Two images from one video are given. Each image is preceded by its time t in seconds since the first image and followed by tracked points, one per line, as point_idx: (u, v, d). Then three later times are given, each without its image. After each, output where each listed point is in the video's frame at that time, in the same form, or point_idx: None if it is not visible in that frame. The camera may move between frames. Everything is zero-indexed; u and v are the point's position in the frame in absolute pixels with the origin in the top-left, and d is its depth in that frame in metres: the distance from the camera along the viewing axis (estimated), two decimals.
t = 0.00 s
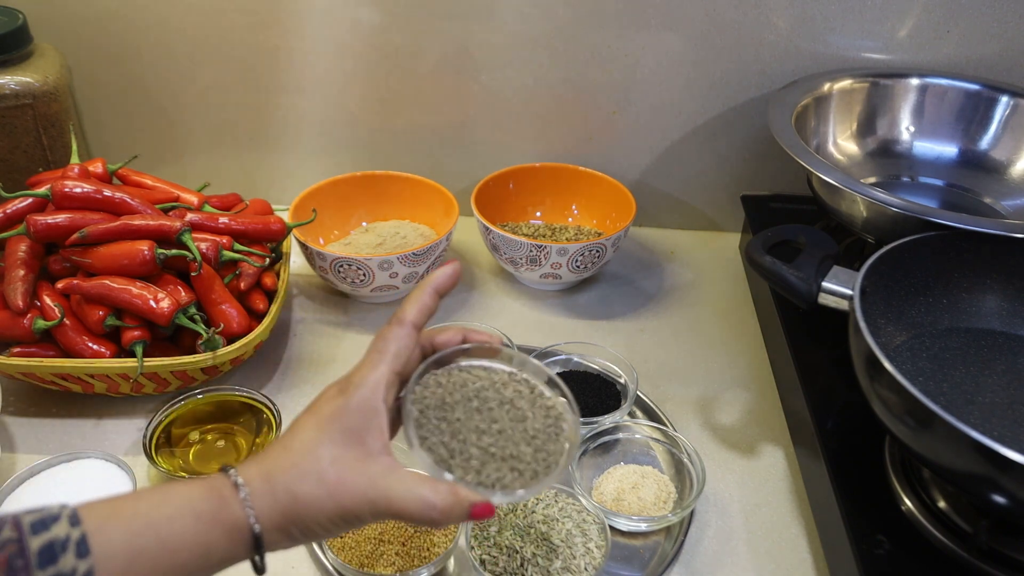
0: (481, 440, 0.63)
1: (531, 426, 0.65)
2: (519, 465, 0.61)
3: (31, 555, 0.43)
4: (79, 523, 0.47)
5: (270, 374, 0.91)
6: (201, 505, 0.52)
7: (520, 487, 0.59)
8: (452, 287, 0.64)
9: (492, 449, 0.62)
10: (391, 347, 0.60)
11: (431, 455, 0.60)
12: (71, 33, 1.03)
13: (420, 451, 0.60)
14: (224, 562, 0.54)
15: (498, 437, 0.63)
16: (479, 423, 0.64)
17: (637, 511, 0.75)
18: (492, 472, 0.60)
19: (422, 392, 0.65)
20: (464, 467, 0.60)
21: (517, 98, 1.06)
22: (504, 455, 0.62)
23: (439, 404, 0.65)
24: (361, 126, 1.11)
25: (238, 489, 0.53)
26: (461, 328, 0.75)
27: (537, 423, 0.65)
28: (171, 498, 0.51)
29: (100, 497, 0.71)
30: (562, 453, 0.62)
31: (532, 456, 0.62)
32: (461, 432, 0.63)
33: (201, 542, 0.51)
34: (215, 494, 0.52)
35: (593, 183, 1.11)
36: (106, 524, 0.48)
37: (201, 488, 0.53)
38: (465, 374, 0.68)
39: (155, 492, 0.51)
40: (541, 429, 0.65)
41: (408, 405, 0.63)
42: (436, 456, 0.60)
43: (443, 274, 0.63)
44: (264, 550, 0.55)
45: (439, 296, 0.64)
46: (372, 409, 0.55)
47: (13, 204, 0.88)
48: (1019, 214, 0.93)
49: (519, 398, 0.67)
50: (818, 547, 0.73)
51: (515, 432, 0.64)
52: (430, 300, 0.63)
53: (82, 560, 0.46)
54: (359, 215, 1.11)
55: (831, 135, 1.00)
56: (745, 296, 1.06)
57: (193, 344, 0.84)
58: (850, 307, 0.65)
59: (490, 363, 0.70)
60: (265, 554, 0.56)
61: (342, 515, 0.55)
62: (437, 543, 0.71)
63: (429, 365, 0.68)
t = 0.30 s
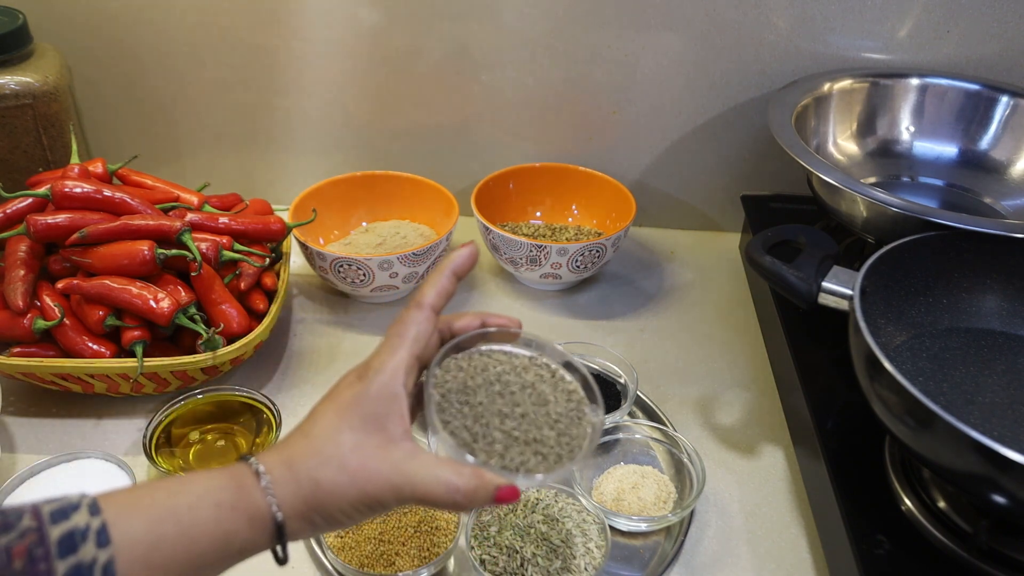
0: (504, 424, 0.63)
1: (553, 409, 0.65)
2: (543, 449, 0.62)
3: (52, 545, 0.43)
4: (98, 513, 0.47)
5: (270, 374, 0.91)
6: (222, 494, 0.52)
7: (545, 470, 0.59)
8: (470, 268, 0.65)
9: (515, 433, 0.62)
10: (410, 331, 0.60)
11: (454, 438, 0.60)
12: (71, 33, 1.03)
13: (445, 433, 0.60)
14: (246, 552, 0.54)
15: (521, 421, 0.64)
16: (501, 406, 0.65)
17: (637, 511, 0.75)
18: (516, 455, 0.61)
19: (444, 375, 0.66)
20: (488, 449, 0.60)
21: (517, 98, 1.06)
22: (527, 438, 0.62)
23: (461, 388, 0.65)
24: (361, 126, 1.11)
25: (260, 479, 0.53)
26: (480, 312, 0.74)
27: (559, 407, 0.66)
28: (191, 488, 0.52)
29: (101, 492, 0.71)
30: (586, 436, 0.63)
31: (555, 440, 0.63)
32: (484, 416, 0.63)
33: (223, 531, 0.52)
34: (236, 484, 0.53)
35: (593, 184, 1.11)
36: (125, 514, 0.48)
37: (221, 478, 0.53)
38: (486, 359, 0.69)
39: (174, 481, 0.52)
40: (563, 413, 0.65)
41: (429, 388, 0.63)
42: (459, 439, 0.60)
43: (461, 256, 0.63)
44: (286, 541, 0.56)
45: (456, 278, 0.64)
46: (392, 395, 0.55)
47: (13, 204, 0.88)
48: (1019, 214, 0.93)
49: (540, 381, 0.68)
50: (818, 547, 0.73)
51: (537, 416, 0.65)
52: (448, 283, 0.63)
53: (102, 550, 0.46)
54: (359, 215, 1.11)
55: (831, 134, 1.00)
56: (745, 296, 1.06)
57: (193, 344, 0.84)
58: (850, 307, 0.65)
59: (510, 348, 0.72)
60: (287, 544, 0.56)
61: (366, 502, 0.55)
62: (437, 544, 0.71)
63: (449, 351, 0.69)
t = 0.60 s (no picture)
0: (514, 424, 0.63)
1: (563, 407, 0.66)
2: (554, 446, 0.62)
3: (64, 542, 0.43)
4: (110, 510, 0.47)
5: (270, 374, 0.91)
6: (233, 492, 0.53)
7: (557, 467, 0.59)
8: (481, 269, 0.65)
9: (525, 433, 0.63)
10: (421, 328, 0.59)
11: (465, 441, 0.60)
12: (71, 33, 1.03)
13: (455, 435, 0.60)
14: (257, 549, 0.54)
15: (530, 420, 0.64)
16: (510, 407, 0.65)
17: (637, 511, 0.75)
18: (527, 453, 0.61)
19: (451, 382, 0.66)
20: (499, 450, 0.60)
21: (517, 98, 1.06)
22: (538, 437, 0.62)
23: (469, 392, 0.65)
24: (361, 126, 1.11)
25: (271, 475, 0.54)
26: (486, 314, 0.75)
27: (568, 405, 0.66)
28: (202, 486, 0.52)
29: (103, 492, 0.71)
30: (597, 432, 0.63)
31: (566, 437, 0.63)
32: (493, 417, 0.64)
33: (234, 528, 0.52)
34: (248, 481, 0.53)
35: (593, 183, 1.11)
36: (137, 511, 0.48)
37: (233, 474, 0.53)
38: (493, 363, 0.70)
39: (184, 480, 0.52)
40: (572, 411, 0.66)
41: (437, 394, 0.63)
42: (469, 442, 0.60)
43: (473, 255, 0.63)
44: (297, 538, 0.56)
45: (467, 277, 0.64)
46: (404, 391, 0.55)
47: (13, 204, 0.88)
48: (1019, 214, 0.93)
49: (548, 382, 0.68)
50: (818, 547, 0.73)
51: (547, 415, 0.65)
52: (459, 282, 0.63)
53: (114, 548, 0.46)
54: (359, 215, 1.11)
55: (831, 135, 1.00)
56: (745, 296, 1.06)
57: (193, 344, 0.84)
58: (850, 307, 0.65)
59: (516, 351, 0.72)
60: (299, 542, 0.57)
61: (377, 498, 0.55)
62: (437, 544, 0.71)
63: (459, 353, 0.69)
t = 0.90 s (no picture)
0: (507, 416, 0.64)
1: (555, 400, 0.66)
2: (546, 438, 0.62)
3: (60, 540, 0.43)
4: (107, 509, 0.47)
5: (271, 374, 0.91)
6: (229, 489, 0.52)
7: (549, 459, 0.60)
8: (467, 261, 0.63)
9: (518, 424, 0.63)
10: (411, 324, 0.59)
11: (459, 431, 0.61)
12: (71, 33, 1.03)
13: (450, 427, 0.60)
14: (254, 547, 0.54)
15: (523, 412, 0.65)
16: (504, 399, 0.66)
17: (637, 511, 0.75)
18: (520, 445, 0.61)
19: (446, 370, 0.66)
20: (493, 441, 0.61)
21: (518, 98, 1.06)
22: (530, 428, 0.63)
23: (464, 382, 0.66)
24: (361, 126, 1.11)
25: (267, 471, 0.53)
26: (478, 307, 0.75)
27: (561, 398, 0.66)
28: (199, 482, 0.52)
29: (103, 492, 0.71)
30: (589, 424, 0.64)
31: (558, 430, 0.63)
32: (487, 408, 0.64)
33: (231, 525, 0.52)
34: (243, 479, 0.53)
35: (593, 184, 1.11)
36: (132, 509, 0.48)
37: (229, 472, 0.53)
38: (487, 354, 0.70)
39: (182, 476, 0.52)
40: (565, 404, 0.66)
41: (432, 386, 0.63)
42: (464, 432, 0.61)
43: (459, 248, 0.62)
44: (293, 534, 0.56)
45: (454, 271, 0.63)
46: (396, 386, 0.56)
47: (13, 204, 0.88)
48: (1019, 214, 0.93)
49: (541, 373, 0.69)
50: (818, 548, 0.73)
51: (540, 407, 0.65)
52: (446, 276, 0.62)
53: (111, 545, 0.46)
54: (359, 215, 1.11)
55: (831, 134, 1.00)
56: (745, 297, 1.06)
57: (193, 344, 0.84)
58: (851, 307, 0.65)
59: (510, 342, 0.72)
60: (296, 539, 0.57)
61: (373, 492, 0.55)
62: (437, 544, 0.71)
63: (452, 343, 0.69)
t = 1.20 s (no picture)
0: (507, 408, 0.64)
1: (554, 393, 0.66)
2: (545, 431, 0.62)
3: (57, 539, 0.43)
4: (103, 507, 0.47)
5: (271, 374, 0.91)
6: (226, 486, 0.52)
7: (548, 452, 0.60)
8: (458, 252, 0.64)
9: (517, 417, 0.63)
10: (405, 319, 0.59)
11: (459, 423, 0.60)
12: (71, 33, 1.03)
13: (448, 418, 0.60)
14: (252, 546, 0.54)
15: (522, 405, 0.65)
16: (503, 390, 0.66)
17: (637, 511, 0.75)
18: (519, 438, 0.61)
19: (445, 362, 0.66)
20: (492, 433, 0.61)
21: (518, 98, 1.06)
22: (530, 421, 0.63)
23: (463, 373, 0.66)
24: (361, 126, 1.12)
25: (263, 470, 0.53)
26: (476, 299, 0.74)
27: (560, 390, 0.67)
28: (196, 479, 0.52)
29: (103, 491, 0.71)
30: (587, 418, 0.64)
31: (557, 423, 0.63)
32: (486, 400, 0.64)
33: (229, 523, 0.52)
34: (240, 477, 0.53)
35: (593, 184, 1.11)
36: (130, 508, 0.48)
37: (225, 470, 0.53)
38: (486, 345, 0.70)
39: (179, 475, 0.52)
40: (564, 397, 0.66)
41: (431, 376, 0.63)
42: (463, 424, 0.61)
43: (449, 240, 0.63)
44: (291, 532, 0.56)
45: (446, 264, 0.63)
46: (392, 382, 0.56)
47: (13, 204, 0.88)
48: (1019, 214, 0.93)
49: (540, 365, 0.69)
50: (818, 548, 0.73)
51: (539, 400, 0.65)
52: (439, 269, 0.62)
53: (108, 544, 0.46)
54: (360, 214, 1.11)
55: (831, 134, 1.00)
56: (745, 297, 1.06)
57: (193, 344, 0.84)
58: (850, 307, 0.65)
59: (508, 334, 0.72)
60: (294, 536, 0.57)
61: (369, 488, 0.55)
62: (437, 544, 0.71)
63: (448, 337, 0.69)
